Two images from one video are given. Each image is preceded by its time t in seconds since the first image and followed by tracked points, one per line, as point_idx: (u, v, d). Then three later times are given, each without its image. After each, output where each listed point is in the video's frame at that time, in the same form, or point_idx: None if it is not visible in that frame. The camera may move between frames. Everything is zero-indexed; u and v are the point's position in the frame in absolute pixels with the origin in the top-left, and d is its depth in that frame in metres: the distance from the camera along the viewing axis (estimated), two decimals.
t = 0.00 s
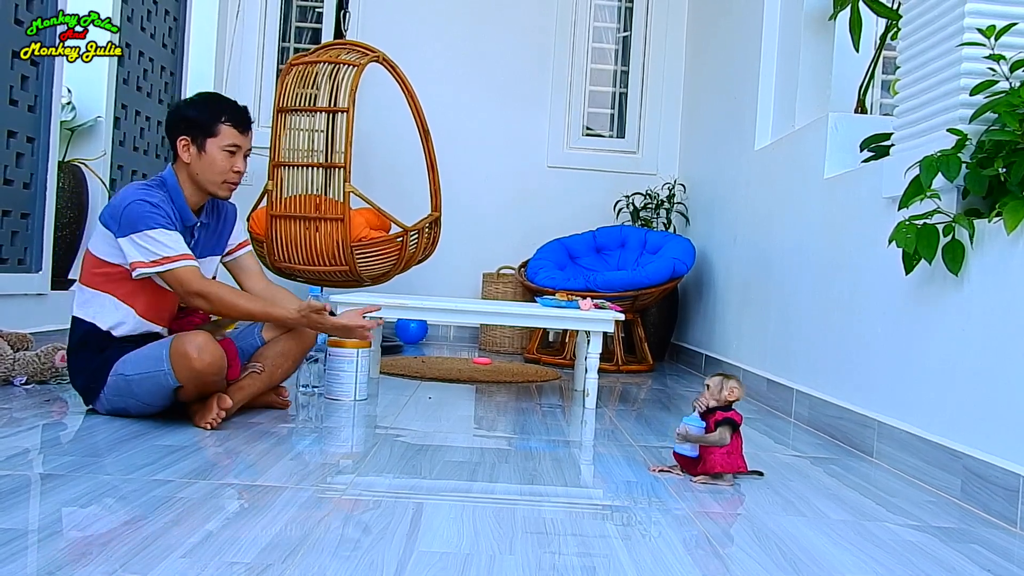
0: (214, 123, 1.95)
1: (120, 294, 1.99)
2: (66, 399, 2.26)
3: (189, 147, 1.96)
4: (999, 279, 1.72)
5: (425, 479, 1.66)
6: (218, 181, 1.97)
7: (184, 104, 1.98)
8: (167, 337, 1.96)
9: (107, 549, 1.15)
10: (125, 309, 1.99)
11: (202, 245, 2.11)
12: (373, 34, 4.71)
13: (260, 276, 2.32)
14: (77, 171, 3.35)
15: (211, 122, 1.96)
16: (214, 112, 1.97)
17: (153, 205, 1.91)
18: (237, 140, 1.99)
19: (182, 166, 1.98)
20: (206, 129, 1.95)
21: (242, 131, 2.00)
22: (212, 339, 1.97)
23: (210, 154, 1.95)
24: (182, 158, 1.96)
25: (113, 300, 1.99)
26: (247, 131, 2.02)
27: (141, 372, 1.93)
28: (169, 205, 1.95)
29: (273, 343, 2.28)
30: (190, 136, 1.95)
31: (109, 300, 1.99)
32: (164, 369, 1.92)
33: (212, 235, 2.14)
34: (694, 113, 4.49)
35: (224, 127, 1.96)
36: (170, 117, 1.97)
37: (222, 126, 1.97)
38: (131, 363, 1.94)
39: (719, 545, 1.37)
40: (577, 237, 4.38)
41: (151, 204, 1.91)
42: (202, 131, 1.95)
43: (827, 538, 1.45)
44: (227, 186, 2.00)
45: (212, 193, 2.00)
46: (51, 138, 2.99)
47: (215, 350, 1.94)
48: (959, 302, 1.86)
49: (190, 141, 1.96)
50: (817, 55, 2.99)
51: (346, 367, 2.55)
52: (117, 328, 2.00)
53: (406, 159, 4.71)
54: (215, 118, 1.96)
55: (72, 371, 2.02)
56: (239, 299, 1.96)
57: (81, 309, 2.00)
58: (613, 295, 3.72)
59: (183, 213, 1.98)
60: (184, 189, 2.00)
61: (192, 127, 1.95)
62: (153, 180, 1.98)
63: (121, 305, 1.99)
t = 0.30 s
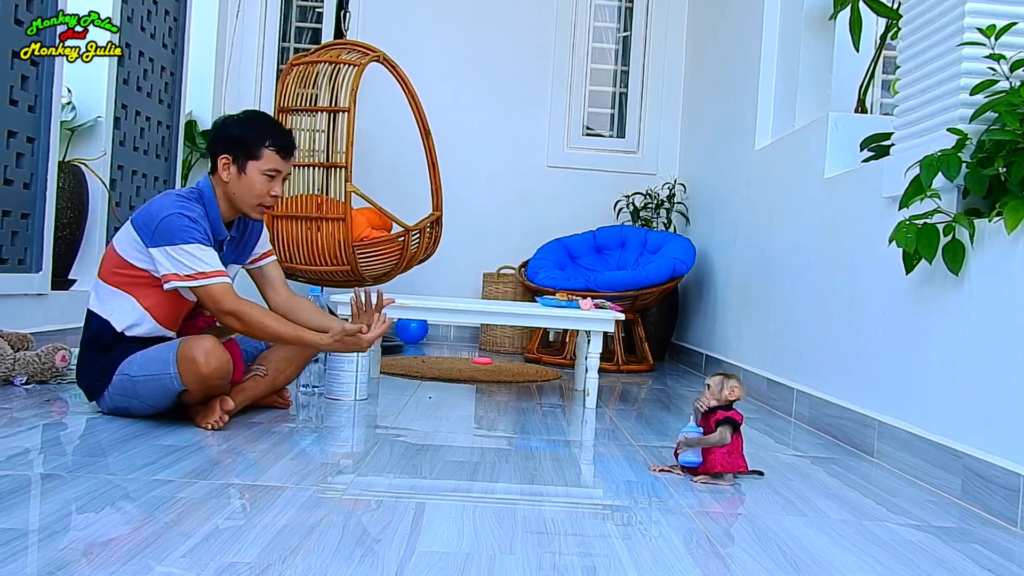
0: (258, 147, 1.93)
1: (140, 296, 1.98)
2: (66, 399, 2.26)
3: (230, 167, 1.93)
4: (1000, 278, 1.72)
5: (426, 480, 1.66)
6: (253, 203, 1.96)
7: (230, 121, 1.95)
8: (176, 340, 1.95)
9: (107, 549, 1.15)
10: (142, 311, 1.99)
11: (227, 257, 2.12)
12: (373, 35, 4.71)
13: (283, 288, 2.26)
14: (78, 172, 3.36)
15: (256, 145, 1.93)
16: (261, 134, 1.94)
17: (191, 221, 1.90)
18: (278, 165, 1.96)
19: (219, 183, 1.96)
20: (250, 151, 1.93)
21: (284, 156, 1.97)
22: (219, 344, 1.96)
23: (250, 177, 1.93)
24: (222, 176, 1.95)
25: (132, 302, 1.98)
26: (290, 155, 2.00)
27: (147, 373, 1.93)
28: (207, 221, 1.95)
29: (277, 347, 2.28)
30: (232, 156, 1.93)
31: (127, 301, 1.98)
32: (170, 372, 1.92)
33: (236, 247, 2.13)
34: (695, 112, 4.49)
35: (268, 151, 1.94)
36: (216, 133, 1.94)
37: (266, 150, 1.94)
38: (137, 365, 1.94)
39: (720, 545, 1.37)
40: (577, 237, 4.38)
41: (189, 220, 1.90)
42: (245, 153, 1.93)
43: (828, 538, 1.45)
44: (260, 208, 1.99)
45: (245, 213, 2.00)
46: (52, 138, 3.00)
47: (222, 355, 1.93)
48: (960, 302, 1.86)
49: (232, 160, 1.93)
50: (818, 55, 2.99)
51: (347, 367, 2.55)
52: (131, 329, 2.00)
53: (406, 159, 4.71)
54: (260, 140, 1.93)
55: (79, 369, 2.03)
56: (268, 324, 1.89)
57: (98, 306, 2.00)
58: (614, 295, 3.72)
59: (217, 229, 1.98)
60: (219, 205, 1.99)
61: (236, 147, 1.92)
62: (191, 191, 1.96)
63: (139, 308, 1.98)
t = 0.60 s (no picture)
0: (277, 160, 1.90)
1: (146, 299, 1.98)
2: (66, 399, 2.26)
3: (248, 178, 1.91)
4: (1001, 278, 1.72)
5: (426, 479, 1.66)
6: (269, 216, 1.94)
7: (251, 132, 1.93)
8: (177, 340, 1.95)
9: (106, 549, 1.15)
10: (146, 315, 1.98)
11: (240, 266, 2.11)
12: (374, 34, 4.71)
13: (293, 299, 2.25)
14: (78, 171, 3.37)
15: (275, 158, 1.90)
16: (280, 147, 1.91)
17: (205, 228, 1.89)
18: (297, 179, 1.93)
19: (237, 194, 1.95)
20: (268, 164, 1.90)
21: (303, 170, 1.93)
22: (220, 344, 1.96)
23: (266, 190, 1.91)
24: (239, 187, 1.93)
25: (137, 304, 1.98)
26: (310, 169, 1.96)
27: (147, 373, 1.93)
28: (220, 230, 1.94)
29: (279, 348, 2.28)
30: (251, 168, 1.91)
31: (133, 302, 1.98)
32: (170, 372, 1.92)
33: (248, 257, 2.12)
34: (695, 112, 4.49)
35: (286, 165, 1.91)
36: (237, 144, 1.92)
37: (285, 164, 1.91)
38: (137, 363, 1.94)
39: (721, 545, 1.37)
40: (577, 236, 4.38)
41: (203, 227, 1.89)
42: (264, 165, 1.90)
43: (830, 538, 1.45)
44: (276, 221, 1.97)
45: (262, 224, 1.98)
46: (53, 138, 2.99)
47: (222, 356, 1.92)
48: (960, 302, 1.85)
49: (249, 172, 1.91)
50: (818, 55, 2.98)
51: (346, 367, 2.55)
52: (135, 330, 2.00)
53: (406, 159, 4.71)
54: (279, 153, 1.90)
55: (81, 367, 2.03)
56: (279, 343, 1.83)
57: (105, 305, 2.01)
58: (614, 295, 3.72)
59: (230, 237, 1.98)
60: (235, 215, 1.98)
61: (254, 159, 1.90)
62: (207, 198, 1.96)
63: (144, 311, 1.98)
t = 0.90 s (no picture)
0: (281, 162, 1.89)
1: (150, 300, 1.99)
2: (67, 399, 2.26)
3: (251, 179, 1.91)
4: (1002, 277, 1.72)
5: (426, 479, 1.66)
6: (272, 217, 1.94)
7: (254, 133, 1.92)
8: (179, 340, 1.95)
9: (106, 548, 1.15)
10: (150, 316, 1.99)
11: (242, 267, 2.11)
12: (374, 34, 4.71)
13: (295, 304, 2.23)
14: (79, 171, 3.37)
15: (278, 160, 1.89)
16: (283, 149, 1.90)
17: (210, 230, 1.90)
18: (300, 181, 1.92)
19: (240, 195, 1.94)
20: (272, 166, 1.89)
21: (307, 171, 1.92)
22: (223, 345, 1.96)
23: (269, 191, 1.90)
24: (241, 189, 1.92)
25: (141, 305, 1.99)
26: (314, 170, 1.96)
27: (148, 373, 1.93)
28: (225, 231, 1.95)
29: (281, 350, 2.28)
30: (253, 170, 1.90)
31: (137, 303, 1.99)
32: (172, 372, 1.92)
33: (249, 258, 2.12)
34: (695, 112, 4.49)
35: (290, 167, 1.90)
36: (240, 145, 1.91)
37: (288, 165, 1.90)
38: (139, 364, 1.94)
39: (721, 545, 1.37)
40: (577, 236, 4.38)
41: (209, 228, 1.90)
42: (266, 167, 1.90)
43: (831, 538, 1.45)
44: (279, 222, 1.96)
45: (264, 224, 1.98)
46: (53, 138, 3.00)
47: (225, 358, 1.92)
48: (961, 301, 1.85)
49: (252, 174, 1.91)
50: (819, 53, 2.98)
51: (347, 367, 2.54)
52: (137, 330, 2.00)
53: (407, 159, 4.71)
54: (283, 155, 1.89)
55: (83, 366, 2.03)
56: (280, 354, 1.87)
57: (107, 305, 2.01)
58: (614, 295, 3.72)
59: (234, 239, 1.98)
60: (238, 216, 1.98)
61: (258, 161, 1.89)
62: (210, 199, 1.96)
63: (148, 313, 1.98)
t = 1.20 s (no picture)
0: (257, 145, 1.93)
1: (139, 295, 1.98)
2: (67, 399, 2.26)
3: (228, 162, 1.94)
4: (1002, 277, 1.72)
5: (426, 479, 1.66)
6: (249, 200, 1.96)
7: (231, 117, 1.96)
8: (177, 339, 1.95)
9: (107, 548, 1.15)
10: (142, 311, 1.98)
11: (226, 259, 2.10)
12: (374, 34, 4.71)
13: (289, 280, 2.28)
14: (79, 171, 3.36)
15: (255, 143, 1.93)
16: (261, 132, 1.94)
17: (187, 210, 1.90)
18: (276, 164, 1.96)
19: (217, 179, 1.96)
20: (249, 148, 1.93)
21: (283, 155, 1.97)
22: (221, 343, 1.96)
23: (246, 173, 1.93)
24: (219, 171, 1.95)
25: (131, 301, 1.98)
26: (289, 155, 2.00)
27: (148, 374, 1.93)
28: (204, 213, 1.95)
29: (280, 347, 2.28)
30: (231, 152, 1.93)
31: (128, 300, 1.98)
32: (171, 373, 1.91)
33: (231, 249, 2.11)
34: (696, 112, 4.49)
35: (266, 149, 1.94)
36: (217, 128, 1.95)
37: (264, 148, 1.94)
38: (138, 365, 1.94)
39: (721, 545, 1.37)
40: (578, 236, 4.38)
41: (186, 208, 1.90)
42: (243, 149, 1.93)
43: (831, 538, 1.45)
44: (256, 205, 1.99)
45: (241, 208, 1.99)
46: (53, 138, 3.00)
47: (223, 355, 1.93)
48: (961, 301, 1.85)
49: (229, 156, 1.94)
50: (819, 53, 2.98)
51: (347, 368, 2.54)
52: (131, 329, 1.99)
53: (407, 158, 4.71)
54: (259, 137, 1.94)
55: (81, 367, 2.02)
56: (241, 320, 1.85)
57: (97, 306, 2.00)
58: (615, 294, 3.72)
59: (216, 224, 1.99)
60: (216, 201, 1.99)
61: (234, 143, 1.93)
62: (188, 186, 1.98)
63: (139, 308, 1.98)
